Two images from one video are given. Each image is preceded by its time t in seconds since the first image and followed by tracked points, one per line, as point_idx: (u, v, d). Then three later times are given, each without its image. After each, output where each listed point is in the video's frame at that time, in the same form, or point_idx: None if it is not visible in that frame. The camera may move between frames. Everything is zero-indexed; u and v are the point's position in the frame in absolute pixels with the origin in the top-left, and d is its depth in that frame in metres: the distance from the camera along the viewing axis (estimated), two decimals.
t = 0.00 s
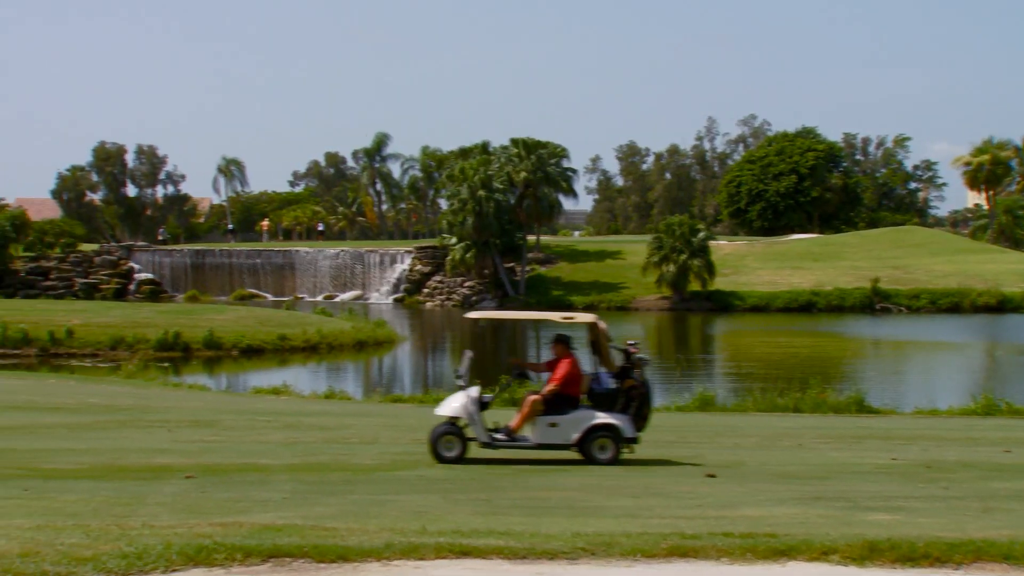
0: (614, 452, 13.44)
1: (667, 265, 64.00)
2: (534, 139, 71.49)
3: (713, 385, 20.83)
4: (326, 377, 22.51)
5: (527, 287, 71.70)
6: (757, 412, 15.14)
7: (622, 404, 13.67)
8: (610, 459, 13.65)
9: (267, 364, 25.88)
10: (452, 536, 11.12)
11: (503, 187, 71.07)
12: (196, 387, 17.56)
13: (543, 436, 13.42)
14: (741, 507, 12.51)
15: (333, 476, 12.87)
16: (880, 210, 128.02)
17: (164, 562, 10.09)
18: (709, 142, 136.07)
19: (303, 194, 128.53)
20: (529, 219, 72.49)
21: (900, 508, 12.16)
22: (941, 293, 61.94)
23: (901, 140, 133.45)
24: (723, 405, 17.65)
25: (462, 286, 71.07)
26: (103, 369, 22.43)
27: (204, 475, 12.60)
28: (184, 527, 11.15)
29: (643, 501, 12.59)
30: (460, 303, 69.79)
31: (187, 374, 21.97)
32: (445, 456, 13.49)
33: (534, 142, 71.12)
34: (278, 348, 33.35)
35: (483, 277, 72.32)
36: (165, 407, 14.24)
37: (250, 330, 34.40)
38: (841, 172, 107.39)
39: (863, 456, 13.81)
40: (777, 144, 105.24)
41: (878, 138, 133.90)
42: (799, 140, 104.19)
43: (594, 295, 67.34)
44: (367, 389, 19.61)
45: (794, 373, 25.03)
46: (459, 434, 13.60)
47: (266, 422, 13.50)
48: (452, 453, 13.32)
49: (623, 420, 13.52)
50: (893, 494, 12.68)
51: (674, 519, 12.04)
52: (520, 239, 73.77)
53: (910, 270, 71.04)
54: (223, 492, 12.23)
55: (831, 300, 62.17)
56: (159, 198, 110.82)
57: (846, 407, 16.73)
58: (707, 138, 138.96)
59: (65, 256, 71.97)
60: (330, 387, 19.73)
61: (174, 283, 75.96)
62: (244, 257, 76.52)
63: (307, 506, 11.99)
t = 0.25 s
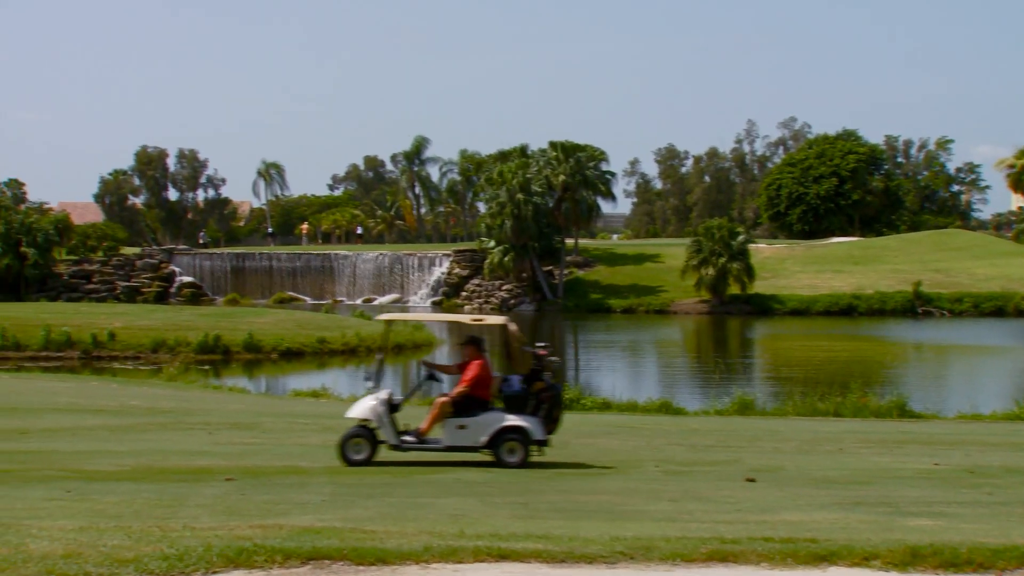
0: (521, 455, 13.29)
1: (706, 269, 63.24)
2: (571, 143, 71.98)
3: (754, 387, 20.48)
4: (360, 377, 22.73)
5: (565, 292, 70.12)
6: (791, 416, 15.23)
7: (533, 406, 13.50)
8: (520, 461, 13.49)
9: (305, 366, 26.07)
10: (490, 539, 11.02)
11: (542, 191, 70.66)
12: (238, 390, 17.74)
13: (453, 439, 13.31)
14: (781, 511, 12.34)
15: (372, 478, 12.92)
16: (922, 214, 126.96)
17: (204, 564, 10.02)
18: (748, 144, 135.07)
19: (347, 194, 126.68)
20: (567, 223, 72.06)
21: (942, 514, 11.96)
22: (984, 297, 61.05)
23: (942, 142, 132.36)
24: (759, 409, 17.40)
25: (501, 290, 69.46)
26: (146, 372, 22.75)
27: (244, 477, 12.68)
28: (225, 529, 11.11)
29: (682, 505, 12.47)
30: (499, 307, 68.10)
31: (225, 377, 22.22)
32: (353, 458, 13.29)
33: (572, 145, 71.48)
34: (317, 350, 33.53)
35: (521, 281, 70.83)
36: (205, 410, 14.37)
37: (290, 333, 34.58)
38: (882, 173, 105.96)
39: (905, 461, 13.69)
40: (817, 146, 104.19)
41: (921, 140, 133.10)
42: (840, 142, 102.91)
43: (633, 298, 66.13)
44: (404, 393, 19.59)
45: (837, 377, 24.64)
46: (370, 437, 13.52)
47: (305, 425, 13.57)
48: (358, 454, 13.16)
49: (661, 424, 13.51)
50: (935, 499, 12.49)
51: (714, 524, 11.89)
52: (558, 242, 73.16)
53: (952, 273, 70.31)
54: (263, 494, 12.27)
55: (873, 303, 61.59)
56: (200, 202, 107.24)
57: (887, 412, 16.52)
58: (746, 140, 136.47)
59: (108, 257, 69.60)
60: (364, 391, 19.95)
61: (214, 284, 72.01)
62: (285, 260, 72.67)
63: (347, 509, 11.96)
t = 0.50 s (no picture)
0: (421, 457, 13.11)
1: (736, 273, 61.62)
2: (604, 147, 69.71)
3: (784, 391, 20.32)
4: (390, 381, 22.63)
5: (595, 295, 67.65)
6: (822, 420, 15.22)
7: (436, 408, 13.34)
8: (420, 463, 13.31)
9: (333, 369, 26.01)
10: (521, 543, 10.91)
11: (573, 195, 68.94)
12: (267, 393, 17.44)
13: (353, 441, 13.13)
14: (813, 515, 12.18)
15: (403, 483, 12.89)
16: (956, 217, 126.24)
17: (235, 566, 9.96)
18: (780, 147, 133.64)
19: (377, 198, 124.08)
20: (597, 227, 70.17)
21: (977, 520, 11.80)
22: (1018, 301, 60.17)
23: (976, 145, 130.99)
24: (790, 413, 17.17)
25: (531, 294, 66.98)
26: (178, 376, 22.61)
27: (276, 481, 12.71)
28: (257, 532, 11.05)
29: (713, 509, 12.34)
30: (528, 311, 65.69)
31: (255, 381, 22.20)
32: (250, 461, 13.02)
33: (604, 149, 69.20)
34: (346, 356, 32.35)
35: (551, 285, 68.50)
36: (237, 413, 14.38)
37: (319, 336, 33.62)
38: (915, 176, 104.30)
39: (940, 467, 13.57)
40: (850, 149, 102.13)
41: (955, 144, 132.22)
42: (872, 145, 100.89)
43: (664, 302, 64.12)
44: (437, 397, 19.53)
45: (871, 382, 24.35)
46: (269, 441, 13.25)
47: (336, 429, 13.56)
48: (257, 458, 12.92)
49: (692, 427, 13.43)
50: (970, 505, 12.32)
51: (745, 528, 11.72)
52: (589, 246, 71.39)
53: (986, 277, 69.46)
54: (295, 498, 12.25)
55: (906, 306, 60.49)
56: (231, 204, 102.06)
57: (920, 417, 16.47)
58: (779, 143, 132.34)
59: (141, 262, 69.31)
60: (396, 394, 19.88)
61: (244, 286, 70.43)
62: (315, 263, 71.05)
63: (378, 513, 11.89)
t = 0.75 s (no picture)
0: (312, 464, 12.79)
1: (767, 278, 59.41)
2: (631, 149, 67.60)
3: (815, 400, 19.95)
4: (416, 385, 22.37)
5: (622, 300, 65.77)
6: (853, 427, 14.94)
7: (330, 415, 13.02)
8: (312, 470, 12.98)
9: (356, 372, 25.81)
10: (547, 551, 10.65)
11: (600, 198, 66.49)
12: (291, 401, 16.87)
13: (243, 447, 12.84)
14: (844, 524, 11.88)
15: (426, 490, 12.66)
16: (990, 221, 124.89)
17: (258, 573, 9.73)
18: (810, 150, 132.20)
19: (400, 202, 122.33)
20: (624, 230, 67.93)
21: (1013, 530, 11.48)
22: None
23: (1010, 147, 129.67)
24: (821, 421, 16.72)
25: (557, 298, 65.74)
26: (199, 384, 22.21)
27: (300, 487, 12.57)
28: (280, 539, 10.83)
29: (742, 517, 12.04)
30: (554, 316, 64.48)
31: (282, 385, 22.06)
32: (136, 467, 12.65)
33: (631, 151, 66.96)
34: (372, 359, 28.85)
35: (578, 290, 66.73)
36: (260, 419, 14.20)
37: (344, 340, 30.11)
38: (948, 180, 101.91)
39: (974, 475, 13.29)
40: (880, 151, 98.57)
41: (988, 148, 131.42)
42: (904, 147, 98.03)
43: (691, 307, 62.17)
44: (461, 402, 19.16)
45: (903, 389, 23.86)
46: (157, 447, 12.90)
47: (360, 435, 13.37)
48: (143, 465, 12.60)
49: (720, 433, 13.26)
50: (1006, 514, 11.99)
51: (774, 536, 11.42)
52: (617, 250, 68.78)
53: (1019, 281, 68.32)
54: (318, 504, 12.05)
55: (938, 312, 57.76)
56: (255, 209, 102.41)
57: (954, 424, 16.10)
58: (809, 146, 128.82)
59: (163, 266, 68.40)
60: (423, 399, 19.64)
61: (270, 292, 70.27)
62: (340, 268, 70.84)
63: (402, 520, 11.67)
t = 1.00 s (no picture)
0: (190, 472, 12.23)
1: (796, 283, 56.29)
2: (655, 151, 64.71)
3: (845, 408, 19.39)
4: (435, 392, 21.90)
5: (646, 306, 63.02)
6: (885, 438, 14.52)
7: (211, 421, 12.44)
8: (191, 479, 12.41)
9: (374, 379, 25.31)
10: (570, 564, 10.22)
11: (624, 202, 63.14)
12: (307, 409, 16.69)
13: (119, 455, 12.33)
14: (876, 537, 11.44)
15: (446, 499, 12.24)
16: None
17: None
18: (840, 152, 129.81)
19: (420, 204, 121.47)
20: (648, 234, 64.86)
21: None
22: None
23: None
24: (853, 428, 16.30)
25: (579, 304, 62.52)
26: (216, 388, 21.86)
27: (316, 497, 12.10)
28: (297, 550, 10.46)
29: (771, 529, 11.60)
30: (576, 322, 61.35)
31: (296, 393, 21.55)
32: (6, 477, 12.16)
33: (655, 153, 64.10)
34: (391, 366, 28.49)
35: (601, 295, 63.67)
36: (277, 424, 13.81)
37: (363, 347, 29.80)
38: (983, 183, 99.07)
39: (1009, 487, 12.88)
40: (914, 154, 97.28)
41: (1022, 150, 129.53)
42: (938, 150, 95.49)
43: (717, 313, 59.29)
44: (480, 410, 18.80)
45: (938, 398, 23.19)
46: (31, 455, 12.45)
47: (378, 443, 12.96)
48: (13, 474, 12.13)
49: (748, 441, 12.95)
50: None
51: (804, 550, 10.97)
52: (642, 255, 65.54)
53: None
54: (336, 514, 11.66)
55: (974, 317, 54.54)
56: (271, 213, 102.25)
57: (991, 434, 15.59)
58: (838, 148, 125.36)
59: (178, 272, 68.34)
60: (443, 408, 19.17)
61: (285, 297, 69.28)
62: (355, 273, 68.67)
63: (421, 530, 11.27)
